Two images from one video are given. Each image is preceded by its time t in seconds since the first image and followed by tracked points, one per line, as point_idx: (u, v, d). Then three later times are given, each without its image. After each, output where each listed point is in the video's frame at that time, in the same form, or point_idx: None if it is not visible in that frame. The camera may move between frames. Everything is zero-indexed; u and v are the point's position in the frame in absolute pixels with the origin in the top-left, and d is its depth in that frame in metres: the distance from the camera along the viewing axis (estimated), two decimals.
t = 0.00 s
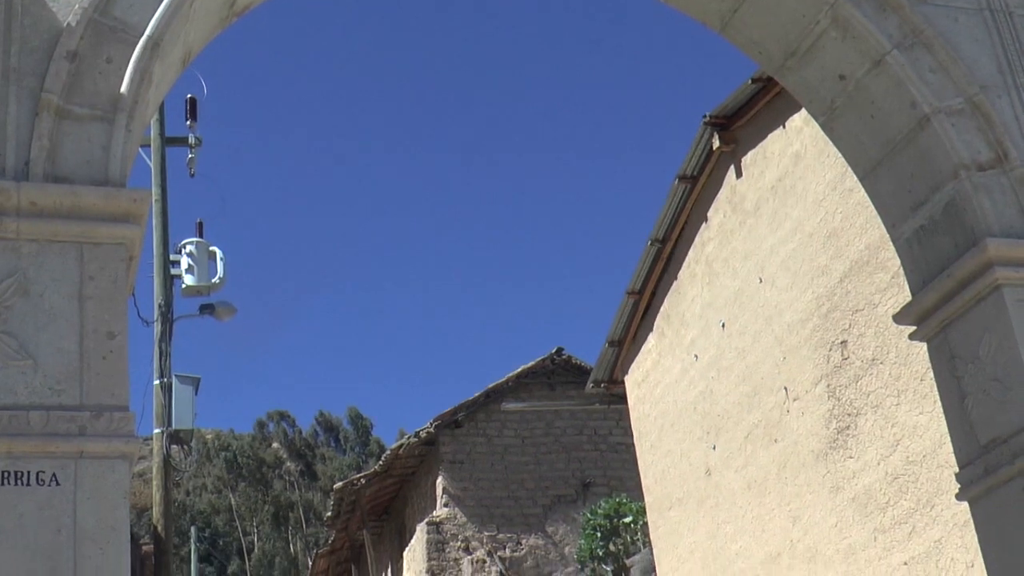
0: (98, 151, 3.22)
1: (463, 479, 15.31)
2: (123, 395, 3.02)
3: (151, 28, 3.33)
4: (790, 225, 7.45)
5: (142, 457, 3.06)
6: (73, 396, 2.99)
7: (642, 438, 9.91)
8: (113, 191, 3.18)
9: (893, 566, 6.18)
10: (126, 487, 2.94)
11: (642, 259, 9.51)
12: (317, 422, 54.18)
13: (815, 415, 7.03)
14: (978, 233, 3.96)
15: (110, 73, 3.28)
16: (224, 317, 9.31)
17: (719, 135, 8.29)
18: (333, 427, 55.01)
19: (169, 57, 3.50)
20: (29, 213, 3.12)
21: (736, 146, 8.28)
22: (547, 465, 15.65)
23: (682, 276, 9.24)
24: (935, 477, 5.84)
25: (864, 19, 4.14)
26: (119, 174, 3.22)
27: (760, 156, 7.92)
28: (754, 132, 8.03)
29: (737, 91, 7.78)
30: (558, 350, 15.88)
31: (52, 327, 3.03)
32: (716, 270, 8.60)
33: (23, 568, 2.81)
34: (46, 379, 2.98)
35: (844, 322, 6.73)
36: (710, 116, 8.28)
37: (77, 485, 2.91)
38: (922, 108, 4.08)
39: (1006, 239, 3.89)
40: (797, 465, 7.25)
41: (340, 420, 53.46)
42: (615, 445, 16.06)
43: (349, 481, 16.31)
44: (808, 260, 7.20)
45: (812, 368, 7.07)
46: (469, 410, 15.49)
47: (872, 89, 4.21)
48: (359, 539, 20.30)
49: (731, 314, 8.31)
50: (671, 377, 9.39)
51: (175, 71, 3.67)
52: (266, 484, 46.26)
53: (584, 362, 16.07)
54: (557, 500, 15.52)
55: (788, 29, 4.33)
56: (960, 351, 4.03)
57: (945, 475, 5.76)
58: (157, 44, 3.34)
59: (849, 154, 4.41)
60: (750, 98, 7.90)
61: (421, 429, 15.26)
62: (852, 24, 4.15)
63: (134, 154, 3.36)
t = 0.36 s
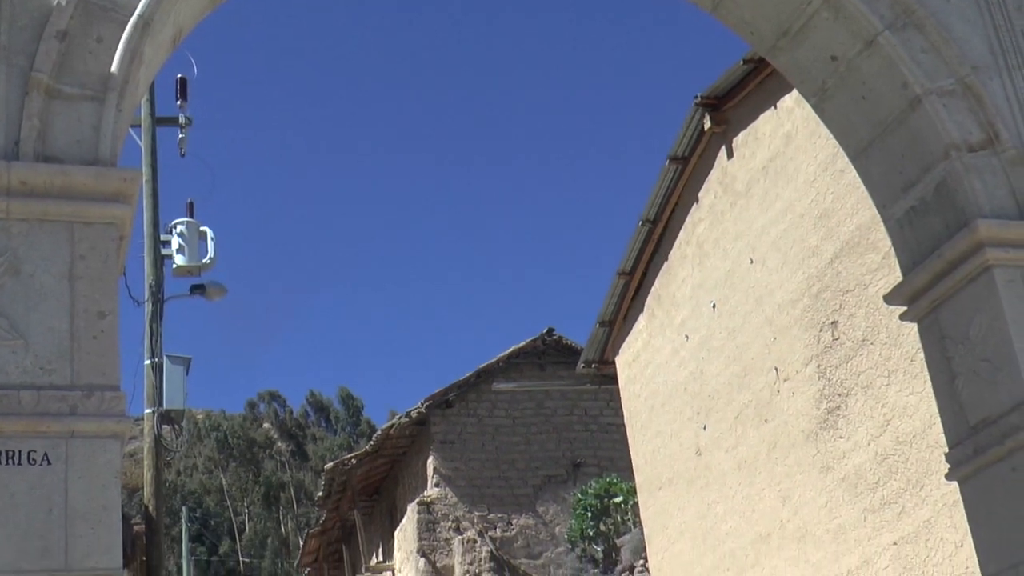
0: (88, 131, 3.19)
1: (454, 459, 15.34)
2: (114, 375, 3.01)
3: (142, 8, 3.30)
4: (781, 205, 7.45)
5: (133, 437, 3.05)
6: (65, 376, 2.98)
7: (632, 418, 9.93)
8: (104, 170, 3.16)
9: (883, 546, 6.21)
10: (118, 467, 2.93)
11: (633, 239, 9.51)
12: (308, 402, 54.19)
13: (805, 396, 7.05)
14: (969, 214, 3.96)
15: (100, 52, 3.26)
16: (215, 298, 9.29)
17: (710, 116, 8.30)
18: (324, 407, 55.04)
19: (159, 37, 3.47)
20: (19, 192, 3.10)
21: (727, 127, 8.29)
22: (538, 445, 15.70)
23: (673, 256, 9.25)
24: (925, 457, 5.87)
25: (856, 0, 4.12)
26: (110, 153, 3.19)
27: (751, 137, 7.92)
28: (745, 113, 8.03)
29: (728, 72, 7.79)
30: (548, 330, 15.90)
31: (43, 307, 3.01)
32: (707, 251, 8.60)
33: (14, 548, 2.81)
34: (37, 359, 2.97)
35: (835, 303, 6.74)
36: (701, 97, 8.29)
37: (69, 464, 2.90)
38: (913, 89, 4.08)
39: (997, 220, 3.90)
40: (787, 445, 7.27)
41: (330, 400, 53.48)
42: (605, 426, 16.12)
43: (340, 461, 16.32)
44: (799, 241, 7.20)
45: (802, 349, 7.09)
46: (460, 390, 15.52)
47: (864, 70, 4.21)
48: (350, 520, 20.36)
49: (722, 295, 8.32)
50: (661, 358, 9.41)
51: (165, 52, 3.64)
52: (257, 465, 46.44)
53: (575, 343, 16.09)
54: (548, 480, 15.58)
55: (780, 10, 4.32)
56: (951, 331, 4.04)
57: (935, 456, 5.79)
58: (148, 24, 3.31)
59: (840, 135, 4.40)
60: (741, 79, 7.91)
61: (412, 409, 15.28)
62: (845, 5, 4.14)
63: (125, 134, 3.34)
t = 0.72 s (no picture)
0: (94, 103, 3.19)
1: (457, 434, 15.39)
2: (120, 347, 3.02)
3: None
4: (787, 181, 7.43)
5: (138, 409, 3.06)
6: (70, 347, 2.98)
7: (635, 393, 9.94)
8: (110, 142, 3.15)
9: (884, 523, 6.24)
10: (123, 438, 2.94)
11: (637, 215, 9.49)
12: (311, 377, 54.34)
13: (809, 372, 7.05)
14: (975, 191, 3.96)
15: (106, 24, 3.25)
16: (220, 272, 9.29)
17: (716, 92, 8.26)
18: (327, 381, 55.19)
19: (164, 10, 3.46)
20: (25, 163, 3.09)
21: (732, 103, 8.26)
22: (541, 420, 15.75)
23: (678, 232, 9.23)
24: (928, 434, 5.88)
25: None
26: (116, 126, 3.19)
27: (757, 113, 7.89)
28: (751, 89, 8.00)
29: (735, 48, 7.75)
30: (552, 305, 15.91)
31: (48, 279, 3.01)
32: (712, 227, 8.59)
33: (20, 519, 2.82)
34: (43, 330, 2.97)
35: (839, 280, 6.73)
36: (708, 73, 8.25)
37: (74, 435, 2.91)
38: (920, 67, 4.06)
39: (1002, 197, 3.90)
40: (790, 421, 7.29)
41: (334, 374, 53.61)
42: (608, 401, 16.16)
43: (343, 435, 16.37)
44: (804, 218, 7.19)
45: (806, 325, 7.09)
46: (463, 365, 15.55)
47: (871, 47, 4.18)
48: (353, 493, 20.44)
49: (726, 271, 8.31)
50: (665, 333, 9.41)
51: (171, 25, 3.63)
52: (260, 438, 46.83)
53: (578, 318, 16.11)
54: (551, 455, 15.63)
55: None
56: (955, 309, 4.04)
57: (938, 433, 5.80)
58: None
59: (847, 111, 4.38)
60: (748, 55, 7.87)
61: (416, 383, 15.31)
62: None
63: (130, 107, 3.33)
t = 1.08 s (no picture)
0: (92, 78, 3.18)
1: (452, 410, 15.44)
2: (117, 321, 3.02)
3: None
4: (783, 159, 7.42)
5: (135, 384, 3.07)
6: (67, 322, 2.98)
7: (630, 369, 9.96)
8: (107, 117, 3.14)
9: (878, 500, 6.27)
10: (120, 413, 2.95)
11: (634, 191, 9.48)
12: (306, 352, 54.43)
13: (805, 349, 7.07)
14: (973, 168, 3.95)
15: None
16: (216, 247, 9.27)
17: (713, 69, 8.25)
18: (322, 356, 55.28)
19: None
20: (22, 137, 3.08)
21: (730, 80, 8.25)
22: (537, 396, 15.80)
23: (674, 208, 9.22)
24: (923, 411, 5.90)
25: None
26: (113, 100, 3.18)
27: (754, 90, 7.87)
28: (748, 66, 7.99)
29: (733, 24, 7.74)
30: (548, 282, 15.92)
31: (45, 253, 3.00)
32: (708, 203, 8.58)
33: (17, 493, 2.82)
34: (40, 304, 2.97)
35: (836, 257, 6.74)
36: (705, 49, 8.23)
37: (71, 409, 2.91)
38: (918, 44, 4.05)
39: (999, 175, 3.90)
40: (785, 398, 7.31)
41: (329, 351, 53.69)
42: (604, 377, 16.21)
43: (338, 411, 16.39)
44: (800, 195, 7.18)
45: (802, 303, 7.10)
46: (459, 341, 15.58)
47: (869, 25, 4.17)
48: (348, 468, 20.50)
49: (722, 248, 8.31)
50: (661, 310, 9.41)
51: None
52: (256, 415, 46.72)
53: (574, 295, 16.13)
54: (546, 432, 15.69)
55: None
56: (951, 286, 4.04)
57: (932, 410, 5.82)
58: None
59: (844, 89, 4.36)
60: (746, 32, 7.86)
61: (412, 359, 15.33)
62: None
63: (126, 82, 3.32)
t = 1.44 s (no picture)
0: (89, 48, 3.20)
1: (450, 381, 15.53)
2: (116, 292, 3.05)
3: None
4: (782, 131, 7.40)
5: (133, 355, 3.11)
6: (67, 292, 3.01)
7: (627, 342, 9.98)
8: (105, 86, 3.17)
9: (875, 472, 6.29)
10: (119, 382, 2.99)
11: (633, 163, 9.46)
12: (304, 323, 54.64)
13: (802, 322, 7.08)
14: (971, 142, 3.95)
15: None
16: (214, 218, 9.26)
17: (712, 41, 8.22)
18: (320, 327, 55.47)
19: None
20: (20, 107, 3.09)
21: (729, 52, 8.22)
22: (534, 367, 15.85)
23: (672, 181, 9.21)
24: (920, 384, 5.92)
25: None
26: (111, 70, 3.21)
27: (752, 63, 7.85)
28: (746, 38, 7.97)
29: None
30: (546, 253, 15.96)
31: (43, 221, 3.03)
32: (707, 175, 8.57)
33: (16, 462, 2.87)
34: (38, 275, 2.99)
35: (833, 230, 6.74)
36: (703, 22, 8.20)
37: (70, 379, 2.95)
38: (918, 17, 4.03)
39: (998, 149, 3.90)
40: (782, 370, 7.33)
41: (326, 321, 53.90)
42: (601, 349, 16.26)
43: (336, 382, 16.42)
44: (799, 167, 7.17)
45: (800, 275, 7.10)
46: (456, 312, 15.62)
47: None
48: (344, 439, 20.59)
49: (720, 220, 8.31)
50: (659, 282, 9.42)
51: None
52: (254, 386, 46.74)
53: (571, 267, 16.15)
54: (543, 404, 15.75)
55: None
56: (948, 259, 4.05)
57: (929, 383, 5.83)
58: None
59: (843, 62, 4.36)
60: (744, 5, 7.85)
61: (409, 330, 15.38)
62: None
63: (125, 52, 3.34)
